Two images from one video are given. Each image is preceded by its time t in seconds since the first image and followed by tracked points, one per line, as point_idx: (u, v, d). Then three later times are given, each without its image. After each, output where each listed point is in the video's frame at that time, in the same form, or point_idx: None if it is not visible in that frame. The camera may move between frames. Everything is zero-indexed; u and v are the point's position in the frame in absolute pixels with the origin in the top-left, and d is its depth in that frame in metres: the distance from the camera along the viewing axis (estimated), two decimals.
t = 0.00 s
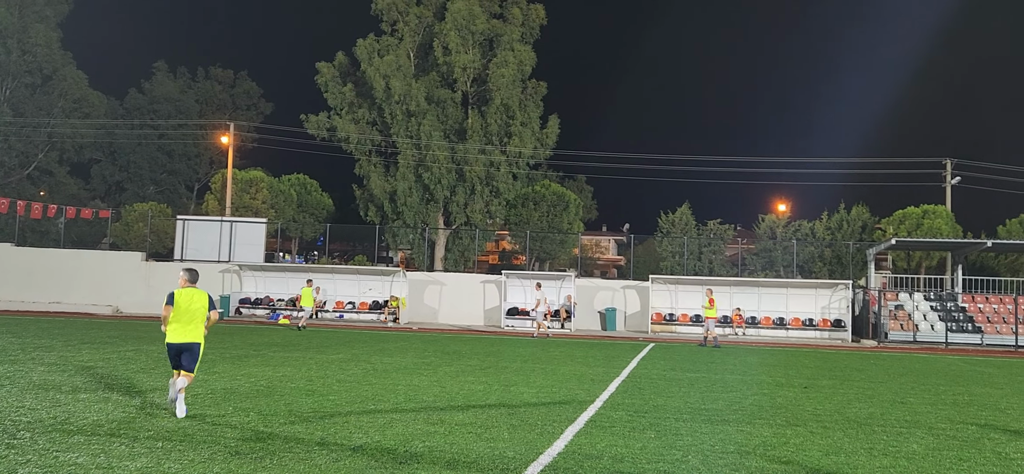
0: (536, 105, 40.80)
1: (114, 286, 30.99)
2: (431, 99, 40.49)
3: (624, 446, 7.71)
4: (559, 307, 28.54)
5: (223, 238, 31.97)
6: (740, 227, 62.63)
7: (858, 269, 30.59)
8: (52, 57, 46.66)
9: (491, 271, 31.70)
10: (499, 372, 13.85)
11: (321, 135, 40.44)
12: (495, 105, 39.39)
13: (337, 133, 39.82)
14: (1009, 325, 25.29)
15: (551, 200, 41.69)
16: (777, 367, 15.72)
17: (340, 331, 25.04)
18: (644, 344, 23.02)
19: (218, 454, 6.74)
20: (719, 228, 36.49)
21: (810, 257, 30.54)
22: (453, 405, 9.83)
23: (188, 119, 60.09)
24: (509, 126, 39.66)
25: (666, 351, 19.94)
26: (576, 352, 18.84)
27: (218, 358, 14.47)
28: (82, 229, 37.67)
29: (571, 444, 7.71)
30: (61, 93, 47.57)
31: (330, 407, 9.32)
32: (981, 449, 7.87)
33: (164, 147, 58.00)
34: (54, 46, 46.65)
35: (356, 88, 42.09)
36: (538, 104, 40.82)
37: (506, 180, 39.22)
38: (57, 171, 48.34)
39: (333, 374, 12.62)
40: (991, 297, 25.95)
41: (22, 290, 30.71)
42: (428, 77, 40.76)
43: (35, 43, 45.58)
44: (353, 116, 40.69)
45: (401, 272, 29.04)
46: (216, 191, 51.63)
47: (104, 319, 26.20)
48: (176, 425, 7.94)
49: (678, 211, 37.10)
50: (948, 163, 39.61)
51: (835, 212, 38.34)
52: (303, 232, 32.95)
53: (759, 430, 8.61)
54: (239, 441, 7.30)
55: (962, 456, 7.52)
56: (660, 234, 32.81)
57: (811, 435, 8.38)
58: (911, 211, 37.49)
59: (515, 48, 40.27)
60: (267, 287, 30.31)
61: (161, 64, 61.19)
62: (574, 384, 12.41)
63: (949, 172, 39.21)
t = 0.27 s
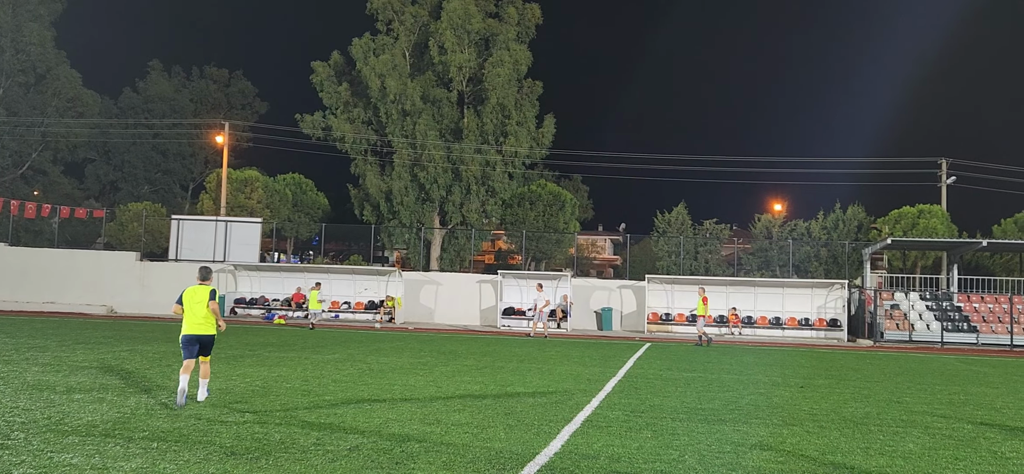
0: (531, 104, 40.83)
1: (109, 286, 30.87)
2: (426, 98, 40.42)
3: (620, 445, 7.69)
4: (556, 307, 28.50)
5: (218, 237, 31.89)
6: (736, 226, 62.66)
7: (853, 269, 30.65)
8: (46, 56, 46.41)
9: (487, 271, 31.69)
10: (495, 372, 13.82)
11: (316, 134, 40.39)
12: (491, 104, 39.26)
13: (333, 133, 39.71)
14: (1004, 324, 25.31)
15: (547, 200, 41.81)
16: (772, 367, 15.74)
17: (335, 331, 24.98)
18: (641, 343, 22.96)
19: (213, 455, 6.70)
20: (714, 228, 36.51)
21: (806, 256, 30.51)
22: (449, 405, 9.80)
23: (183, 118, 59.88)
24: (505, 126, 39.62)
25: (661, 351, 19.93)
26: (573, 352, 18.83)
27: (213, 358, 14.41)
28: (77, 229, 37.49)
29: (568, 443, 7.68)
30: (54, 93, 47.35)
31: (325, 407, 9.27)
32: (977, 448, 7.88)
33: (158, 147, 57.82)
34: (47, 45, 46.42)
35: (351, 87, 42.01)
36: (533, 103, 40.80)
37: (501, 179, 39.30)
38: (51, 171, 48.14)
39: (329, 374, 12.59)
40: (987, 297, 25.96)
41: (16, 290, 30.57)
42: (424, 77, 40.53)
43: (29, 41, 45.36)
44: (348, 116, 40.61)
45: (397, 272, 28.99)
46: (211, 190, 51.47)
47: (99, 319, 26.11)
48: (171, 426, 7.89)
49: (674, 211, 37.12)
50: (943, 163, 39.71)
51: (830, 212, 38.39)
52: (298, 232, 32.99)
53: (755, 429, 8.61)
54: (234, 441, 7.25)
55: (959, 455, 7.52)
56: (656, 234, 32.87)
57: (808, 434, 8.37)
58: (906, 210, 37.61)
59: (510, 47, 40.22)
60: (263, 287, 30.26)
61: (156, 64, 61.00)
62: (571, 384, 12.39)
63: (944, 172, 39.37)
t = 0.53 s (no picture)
0: (527, 104, 40.78)
1: (103, 285, 30.77)
2: (423, 97, 40.41)
3: (616, 444, 7.69)
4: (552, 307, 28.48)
5: (213, 237, 31.77)
6: (731, 226, 62.75)
7: (848, 268, 30.78)
8: (41, 54, 46.22)
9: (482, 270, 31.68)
10: (492, 371, 13.81)
11: (312, 134, 40.40)
12: (487, 104, 39.31)
13: (329, 132, 39.67)
14: (998, 324, 25.37)
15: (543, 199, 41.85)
16: (768, 367, 15.76)
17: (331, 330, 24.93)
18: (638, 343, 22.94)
19: (209, 454, 6.68)
20: (710, 228, 36.57)
21: (802, 256, 30.64)
22: (445, 405, 9.79)
23: (178, 116, 59.70)
24: (501, 125, 39.61)
25: (657, 351, 19.95)
26: (569, 351, 18.84)
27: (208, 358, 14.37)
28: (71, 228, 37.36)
29: (564, 443, 7.68)
30: (49, 91, 47.15)
31: (321, 406, 9.25)
32: (973, 448, 7.90)
33: (153, 146, 57.64)
34: (42, 43, 46.24)
35: (347, 86, 41.94)
36: (530, 103, 40.80)
37: (497, 178, 39.22)
38: (45, 170, 47.94)
39: (325, 373, 12.57)
40: (981, 296, 26.07)
41: (10, 289, 30.44)
42: (420, 75, 40.64)
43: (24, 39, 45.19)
44: (344, 115, 40.56)
45: (392, 271, 28.97)
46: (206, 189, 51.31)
47: (94, 319, 26.03)
48: (167, 425, 7.86)
49: (670, 210, 37.15)
50: (937, 163, 39.86)
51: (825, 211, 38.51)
52: (293, 231, 32.67)
53: (751, 429, 8.62)
54: (230, 440, 7.24)
55: (954, 454, 7.54)
56: (652, 233, 32.96)
57: (804, 434, 8.39)
58: (901, 210, 37.74)
59: (507, 47, 40.20)
60: (258, 286, 30.19)
61: (151, 62, 60.82)
62: (567, 383, 12.40)
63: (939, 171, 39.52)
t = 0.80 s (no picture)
0: (523, 104, 40.73)
1: (98, 285, 30.69)
2: (419, 97, 40.41)
3: (612, 444, 7.70)
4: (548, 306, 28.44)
5: (209, 237, 31.66)
6: (727, 225, 62.88)
7: (843, 268, 30.88)
8: (35, 53, 46.02)
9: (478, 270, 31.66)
10: (488, 371, 13.82)
11: (308, 133, 40.37)
12: (483, 103, 39.28)
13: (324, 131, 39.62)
14: (993, 324, 25.46)
15: (539, 199, 41.87)
16: (763, 366, 15.80)
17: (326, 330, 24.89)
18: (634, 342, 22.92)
19: (204, 454, 6.67)
20: (706, 228, 36.65)
21: (795, 256, 30.42)
22: (441, 404, 9.78)
23: (173, 116, 59.53)
24: (497, 125, 39.58)
25: (653, 350, 19.97)
26: (566, 351, 18.84)
27: (204, 357, 14.35)
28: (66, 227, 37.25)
29: (561, 442, 7.68)
30: (43, 90, 46.95)
31: (317, 406, 9.23)
32: (968, 447, 7.93)
33: (149, 145, 57.49)
34: (37, 42, 46.01)
35: (343, 86, 41.89)
36: (526, 103, 40.78)
37: (494, 178, 39.06)
38: (40, 169, 47.77)
39: (321, 373, 12.57)
40: (977, 296, 26.23)
41: (5, 288, 30.34)
42: (416, 75, 40.64)
43: (18, 38, 44.93)
44: (340, 114, 40.52)
45: (388, 270, 28.89)
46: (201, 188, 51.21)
47: (88, 318, 25.93)
48: (162, 425, 7.85)
49: (666, 210, 37.24)
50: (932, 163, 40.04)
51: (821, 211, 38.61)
52: (289, 230, 33.26)
53: (747, 428, 8.63)
54: (225, 440, 7.22)
55: (949, 454, 7.57)
56: (648, 233, 33.03)
57: (799, 433, 8.40)
58: (896, 210, 37.87)
59: (503, 47, 40.20)
60: (254, 285, 30.13)
61: (146, 61, 60.67)
62: (563, 383, 12.41)
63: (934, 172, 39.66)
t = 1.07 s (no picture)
0: (519, 105, 40.70)
1: (93, 286, 30.60)
2: (414, 98, 40.36)
3: (608, 445, 7.71)
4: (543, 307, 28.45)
5: (204, 237, 31.64)
6: (722, 226, 63.01)
7: (839, 269, 30.90)
8: (30, 54, 45.81)
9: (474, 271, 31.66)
10: (484, 372, 13.81)
11: (303, 134, 40.28)
12: (479, 105, 39.26)
13: (320, 132, 39.54)
14: (987, 325, 25.50)
15: (535, 201, 41.93)
16: (758, 367, 15.83)
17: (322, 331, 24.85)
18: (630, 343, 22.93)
19: (200, 455, 6.66)
20: (701, 229, 36.72)
21: (793, 257, 30.65)
22: (437, 405, 9.78)
23: (168, 116, 59.39)
24: (493, 126, 39.55)
25: (649, 351, 19.97)
26: (562, 352, 18.85)
27: (199, 358, 14.31)
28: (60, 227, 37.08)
29: (557, 443, 7.70)
30: (38, 91, 46.77)
31: (313, 407, 9.22)
32: (962, 448, 7.97)
33: (143, 145, 57.31)
34: (32, 42, 45.81)
35: (338, 87, 41.78)
36: (522, 104, 40.78)
37: (489, 179, 39.16)
38: (34, 170, 47.59)
39: (317, 374, 12.55)
40: (971, 298, 26.45)
41: None
42: (412, 75, 40.60)
43: (13, 39, 44.73)
44: (335, 115, 40.43)
45: (384, 271, 28.86)
46: (197, 189, 51.11)
47: (83, 319, 25.82)
48: (158, 426, 7.83)
49: (661, 211, 37.29)
50: (927, 164, 40.19)
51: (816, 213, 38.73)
52: (284, 231, 32.81)
53: (743, 429, 8.66)
54: (221, 441, 7.21)
55: (944, 455, 7.60)
56: (644, 234, 33.03)
57: (795, 434, 8.42)
58: (892, 211, 37.95)
59: (498, 48, 40.20)
60: (249, 286, 30.04)
61: (141, 61, 60.49)
62: (559, 384, 12.41)
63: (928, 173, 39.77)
